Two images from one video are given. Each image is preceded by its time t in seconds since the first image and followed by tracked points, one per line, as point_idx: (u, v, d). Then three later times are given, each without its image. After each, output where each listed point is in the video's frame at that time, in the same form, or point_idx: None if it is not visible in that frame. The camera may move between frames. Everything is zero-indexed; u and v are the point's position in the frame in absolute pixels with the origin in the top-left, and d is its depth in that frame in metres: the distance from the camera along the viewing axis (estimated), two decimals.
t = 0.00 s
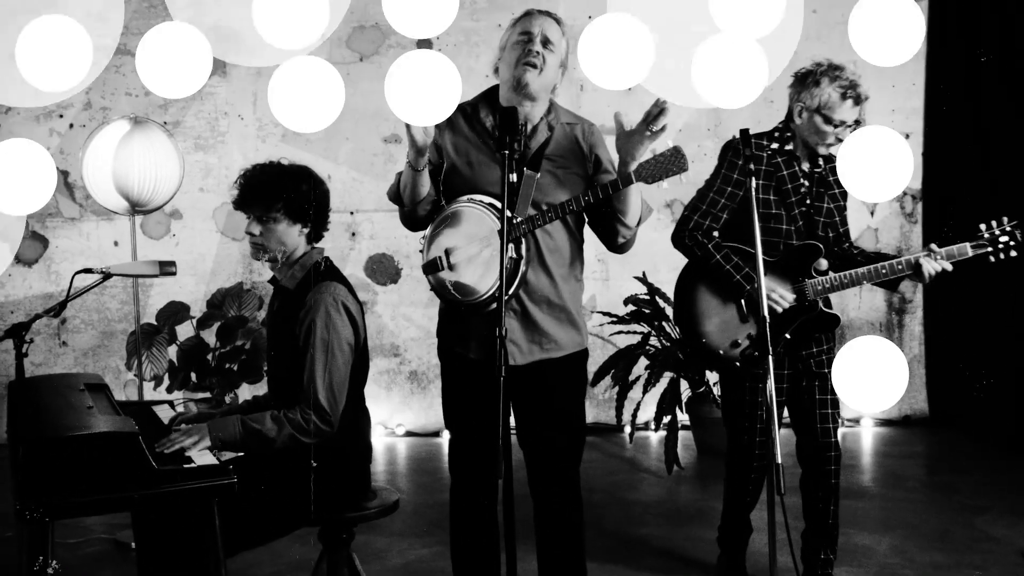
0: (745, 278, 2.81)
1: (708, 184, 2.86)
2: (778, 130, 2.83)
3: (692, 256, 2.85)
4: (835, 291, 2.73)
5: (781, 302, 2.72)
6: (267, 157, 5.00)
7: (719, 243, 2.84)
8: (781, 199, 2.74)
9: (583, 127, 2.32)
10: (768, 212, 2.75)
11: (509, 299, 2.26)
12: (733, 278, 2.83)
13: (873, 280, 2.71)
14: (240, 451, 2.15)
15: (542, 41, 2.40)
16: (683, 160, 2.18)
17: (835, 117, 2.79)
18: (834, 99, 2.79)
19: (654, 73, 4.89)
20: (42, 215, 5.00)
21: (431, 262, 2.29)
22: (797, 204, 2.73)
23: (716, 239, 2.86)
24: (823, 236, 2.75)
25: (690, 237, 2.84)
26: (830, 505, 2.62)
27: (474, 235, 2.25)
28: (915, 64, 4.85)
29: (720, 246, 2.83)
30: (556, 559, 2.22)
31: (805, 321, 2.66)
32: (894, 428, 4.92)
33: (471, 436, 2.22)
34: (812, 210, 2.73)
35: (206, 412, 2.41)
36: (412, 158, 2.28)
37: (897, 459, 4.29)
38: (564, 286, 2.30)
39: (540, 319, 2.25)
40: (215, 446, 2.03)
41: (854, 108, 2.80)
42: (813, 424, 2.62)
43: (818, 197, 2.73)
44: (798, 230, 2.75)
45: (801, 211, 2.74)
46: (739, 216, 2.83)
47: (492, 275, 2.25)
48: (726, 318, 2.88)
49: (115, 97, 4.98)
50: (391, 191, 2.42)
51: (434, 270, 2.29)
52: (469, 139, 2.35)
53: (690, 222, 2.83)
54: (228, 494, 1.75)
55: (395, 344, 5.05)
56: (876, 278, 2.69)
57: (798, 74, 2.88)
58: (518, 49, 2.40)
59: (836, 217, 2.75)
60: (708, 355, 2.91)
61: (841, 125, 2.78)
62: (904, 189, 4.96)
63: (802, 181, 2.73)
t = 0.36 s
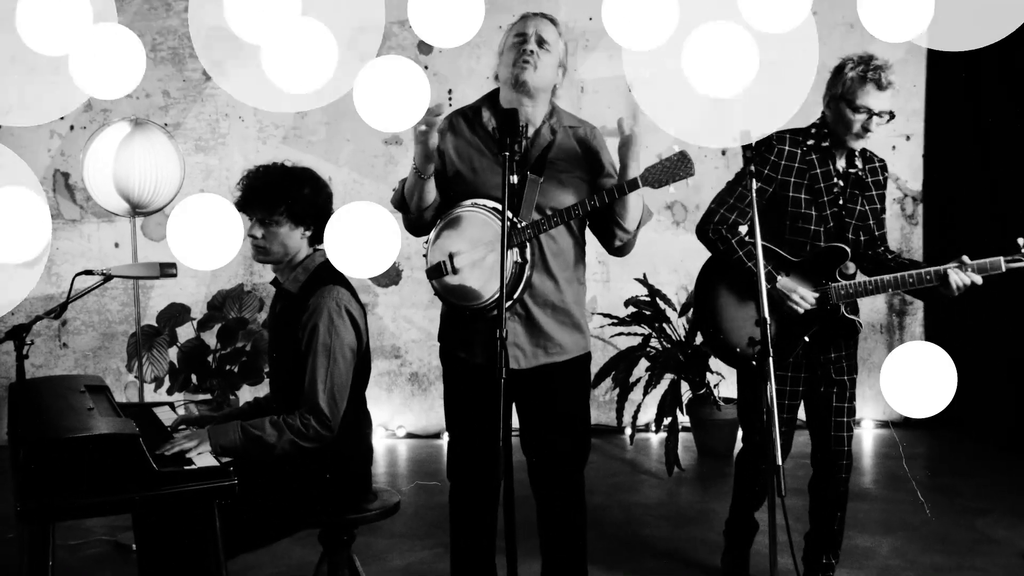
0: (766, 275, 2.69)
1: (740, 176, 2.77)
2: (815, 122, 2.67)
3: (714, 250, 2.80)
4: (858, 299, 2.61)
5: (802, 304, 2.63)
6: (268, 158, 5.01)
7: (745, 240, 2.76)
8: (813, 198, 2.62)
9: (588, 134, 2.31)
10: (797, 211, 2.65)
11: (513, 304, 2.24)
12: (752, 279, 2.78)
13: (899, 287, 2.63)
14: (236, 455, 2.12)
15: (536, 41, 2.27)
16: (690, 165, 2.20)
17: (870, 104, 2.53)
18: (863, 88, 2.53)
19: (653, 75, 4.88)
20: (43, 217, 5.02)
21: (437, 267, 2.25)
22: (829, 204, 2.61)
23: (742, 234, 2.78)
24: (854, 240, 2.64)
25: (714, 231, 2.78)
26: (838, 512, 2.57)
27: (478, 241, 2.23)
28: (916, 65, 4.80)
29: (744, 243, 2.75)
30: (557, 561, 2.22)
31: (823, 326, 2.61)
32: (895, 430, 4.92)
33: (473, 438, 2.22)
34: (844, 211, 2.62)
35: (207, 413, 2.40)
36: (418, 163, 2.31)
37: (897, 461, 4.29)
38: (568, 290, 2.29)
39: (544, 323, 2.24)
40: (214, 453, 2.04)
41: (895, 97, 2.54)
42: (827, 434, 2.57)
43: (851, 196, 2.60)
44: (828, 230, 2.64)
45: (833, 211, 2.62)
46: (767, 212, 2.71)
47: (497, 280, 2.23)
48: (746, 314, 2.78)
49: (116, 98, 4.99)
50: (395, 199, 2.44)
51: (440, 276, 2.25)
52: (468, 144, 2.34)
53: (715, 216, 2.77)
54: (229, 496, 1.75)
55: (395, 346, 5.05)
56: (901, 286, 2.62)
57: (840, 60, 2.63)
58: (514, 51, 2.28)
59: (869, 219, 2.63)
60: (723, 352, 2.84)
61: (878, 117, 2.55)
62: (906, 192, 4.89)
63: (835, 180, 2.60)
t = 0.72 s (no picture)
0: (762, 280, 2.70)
1: (736, 181, 2.77)
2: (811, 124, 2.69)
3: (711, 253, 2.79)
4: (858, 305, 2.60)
5: (794, 310, 2.59)
6: (266, 161, 5.01)
7: (740, 244, 2.76)
8: (811, 201, 2.61)
9: (579, 153, 2.24)
10: (795, 214, 2.63)
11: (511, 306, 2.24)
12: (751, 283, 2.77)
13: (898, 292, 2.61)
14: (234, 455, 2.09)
15: (528, 45, 2.28)
16: (686, 158, 2.23)
17: (861, 98, 2.55)
18: (856, 82, 2.56)
19: (653, 78, 4.93)
20: (42, 220, 5.01)
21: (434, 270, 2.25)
22: (828, 205, 2.60)
23: (738, 237, 2.78)
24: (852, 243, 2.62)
25: (708, 233, 2.78)
26: (835, 513, 2.58)
27: (477, 243, 2.24)
28: (915, 68, 4.85)
29: (740, 246, 2.76)
30: (554, 564, 2.22)
31: (818, 330, 2.60)
32: (893, 433, 4.93)
33: (472, 441, 2.22)
34: (843, 214, 2.61)
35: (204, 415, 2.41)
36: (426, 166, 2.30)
37: (895, 464, 4.30)
38: (565, 290, 2.30)
39: (542, 324, 2.24)
40: (210, 451, 2.00)
41: (882, 86, 2.57)
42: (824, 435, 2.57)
43: (851, 196, 2.62)
44: (825, 233, 2.62)
45: (832, 213, 2.61)
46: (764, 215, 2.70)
47: (495, 282, 2.24)
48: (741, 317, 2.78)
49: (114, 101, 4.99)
50: (398, 201, 2.47)
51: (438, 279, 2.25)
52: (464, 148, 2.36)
53: (712, 218, 2.78)
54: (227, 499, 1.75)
55: (393, 350, 5.04)
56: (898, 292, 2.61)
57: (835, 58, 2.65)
58: (506, 54, 2.29)
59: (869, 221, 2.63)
60: (722, 352, 2.82)
61: (867, 107, 2.56)
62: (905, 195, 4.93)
63: (838, 181, 2.62)
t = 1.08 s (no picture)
0: (734, 289, 2.75)
1: (694, 197, 2.84)
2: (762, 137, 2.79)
3: (683, 269, 2.85)
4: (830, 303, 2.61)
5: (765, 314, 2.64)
6: (267, 164, 5.01)
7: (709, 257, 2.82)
8: (770, 206, 2.67)
9: (573, 158, 2.22)
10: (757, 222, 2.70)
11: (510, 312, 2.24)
12: (726, 290, 2.77)
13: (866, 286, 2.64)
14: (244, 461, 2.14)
15: (520, 51, 2.30)
16: (682, 162, 2.24)
17: (801, 98, 2.66)
18: (797, 84, 2.67)
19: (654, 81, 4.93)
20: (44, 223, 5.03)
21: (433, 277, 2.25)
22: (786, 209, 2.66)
23: (705, 252, 2.84)
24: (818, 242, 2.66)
25: (678, 250, 2.85)
26: (830, 517, 2.58)
27: (476, 249, 2.24)
28: (916, 71, 4.82)
29: (707, 258, 2.81)
30: (555, 567, 2.22)
31: (798, 330, 2.60)
32: (894, 436, 4.92)
33: (473, 444, 2.22)
34: (803, 216, 2.66)
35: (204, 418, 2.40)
36: (421, 173, 2.30)
37: (896, 466, 4.29)
38: (564, 296, 2.29)
39: (541, 329, 2.24)
40: (224, 456, 2.05)
41: (820, 85, 2.67)
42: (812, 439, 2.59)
43: (808, 198, 2.65)
44: (789, 237, 2.67)
45: (792, 216, 2.66)
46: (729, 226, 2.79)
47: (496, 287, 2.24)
48: (716, 323, 2.82)
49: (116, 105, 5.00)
50: (393, 210, 2.46)
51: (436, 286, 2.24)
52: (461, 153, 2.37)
53: (680, 235, 2.85)
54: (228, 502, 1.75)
55: (395, 352, 5.04)
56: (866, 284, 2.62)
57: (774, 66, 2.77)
58: (499, 63, 2.30)
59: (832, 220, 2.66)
60: (707, 366, 2.84)
61: (809, 106, 2.67)
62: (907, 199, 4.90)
63: (793, 185, 2.66)
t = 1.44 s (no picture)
0: (704, 285, 2.80)
1: (656, 214, 2.94)
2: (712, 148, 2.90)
3: (653, 281, 2.91)
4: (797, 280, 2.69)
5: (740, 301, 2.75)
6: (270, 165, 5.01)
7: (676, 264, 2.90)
8: (728, 208, 2.81)
9: (575, 155, 2.23)
10: (718, 223, 2.82)
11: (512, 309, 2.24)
12: (696, 289, 2.81)
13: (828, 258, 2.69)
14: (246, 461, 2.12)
15: (509, 49, 2.29)
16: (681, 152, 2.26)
17: (744, 105, 2.75)
18: (739, 92, 2.76)
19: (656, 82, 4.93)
20: (46, 224, 5.01)
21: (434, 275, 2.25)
22: (744, 209, 2.78)
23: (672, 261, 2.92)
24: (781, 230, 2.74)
25: (649, 263, 2.92)
26: (828, 514, 2.61)
27: (478, 247, 2.24)
28: (918, 72, 4.86)
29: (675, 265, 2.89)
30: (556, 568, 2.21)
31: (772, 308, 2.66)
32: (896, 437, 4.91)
33: (475, 446, 2.22)
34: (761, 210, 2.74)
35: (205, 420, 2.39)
36: (424, 173, 2.31)
37: (899, 468, 4.28)
38: (565, 293, 2.29)
39: (543, 327, 2.24)
40: (227, 458, 2.05)
41: (764, 94, 2.76)
42: (805, 437, 2.61)
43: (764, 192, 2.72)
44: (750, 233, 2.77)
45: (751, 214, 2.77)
46: (694, 233, 2.89)
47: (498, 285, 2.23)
48: (694, 325, 2.85)
49: (117, 106, 5.00)
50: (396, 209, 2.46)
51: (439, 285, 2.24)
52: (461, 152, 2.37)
53: (648, 249, 2.94)
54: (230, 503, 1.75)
55: (397, 354, 5.04)
56: (828, 254, 2.67)
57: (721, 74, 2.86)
58: (489, 64, 2.31)
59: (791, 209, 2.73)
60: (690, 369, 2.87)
61: (755, 115, 2.76)
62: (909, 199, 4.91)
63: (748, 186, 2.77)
